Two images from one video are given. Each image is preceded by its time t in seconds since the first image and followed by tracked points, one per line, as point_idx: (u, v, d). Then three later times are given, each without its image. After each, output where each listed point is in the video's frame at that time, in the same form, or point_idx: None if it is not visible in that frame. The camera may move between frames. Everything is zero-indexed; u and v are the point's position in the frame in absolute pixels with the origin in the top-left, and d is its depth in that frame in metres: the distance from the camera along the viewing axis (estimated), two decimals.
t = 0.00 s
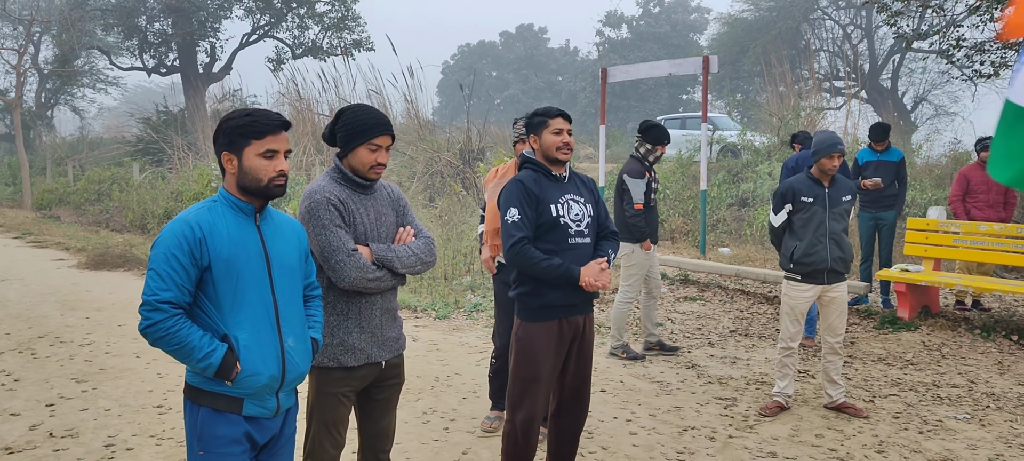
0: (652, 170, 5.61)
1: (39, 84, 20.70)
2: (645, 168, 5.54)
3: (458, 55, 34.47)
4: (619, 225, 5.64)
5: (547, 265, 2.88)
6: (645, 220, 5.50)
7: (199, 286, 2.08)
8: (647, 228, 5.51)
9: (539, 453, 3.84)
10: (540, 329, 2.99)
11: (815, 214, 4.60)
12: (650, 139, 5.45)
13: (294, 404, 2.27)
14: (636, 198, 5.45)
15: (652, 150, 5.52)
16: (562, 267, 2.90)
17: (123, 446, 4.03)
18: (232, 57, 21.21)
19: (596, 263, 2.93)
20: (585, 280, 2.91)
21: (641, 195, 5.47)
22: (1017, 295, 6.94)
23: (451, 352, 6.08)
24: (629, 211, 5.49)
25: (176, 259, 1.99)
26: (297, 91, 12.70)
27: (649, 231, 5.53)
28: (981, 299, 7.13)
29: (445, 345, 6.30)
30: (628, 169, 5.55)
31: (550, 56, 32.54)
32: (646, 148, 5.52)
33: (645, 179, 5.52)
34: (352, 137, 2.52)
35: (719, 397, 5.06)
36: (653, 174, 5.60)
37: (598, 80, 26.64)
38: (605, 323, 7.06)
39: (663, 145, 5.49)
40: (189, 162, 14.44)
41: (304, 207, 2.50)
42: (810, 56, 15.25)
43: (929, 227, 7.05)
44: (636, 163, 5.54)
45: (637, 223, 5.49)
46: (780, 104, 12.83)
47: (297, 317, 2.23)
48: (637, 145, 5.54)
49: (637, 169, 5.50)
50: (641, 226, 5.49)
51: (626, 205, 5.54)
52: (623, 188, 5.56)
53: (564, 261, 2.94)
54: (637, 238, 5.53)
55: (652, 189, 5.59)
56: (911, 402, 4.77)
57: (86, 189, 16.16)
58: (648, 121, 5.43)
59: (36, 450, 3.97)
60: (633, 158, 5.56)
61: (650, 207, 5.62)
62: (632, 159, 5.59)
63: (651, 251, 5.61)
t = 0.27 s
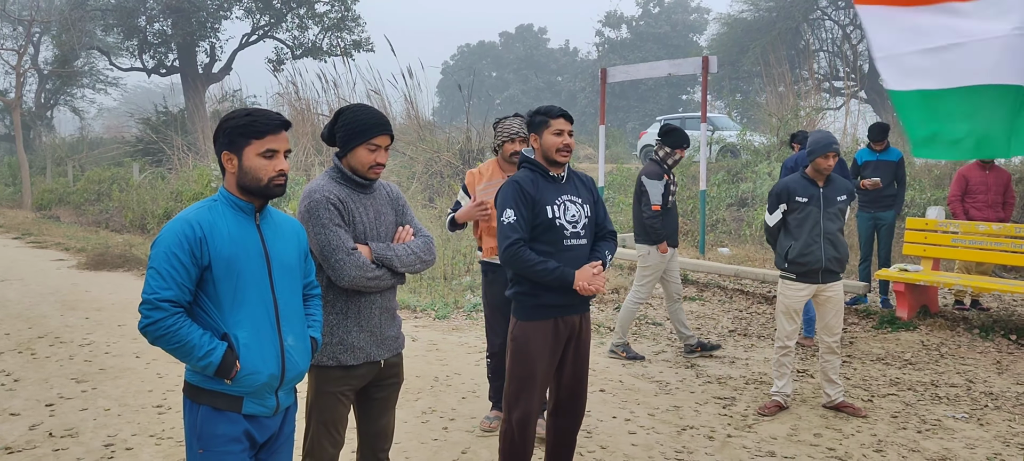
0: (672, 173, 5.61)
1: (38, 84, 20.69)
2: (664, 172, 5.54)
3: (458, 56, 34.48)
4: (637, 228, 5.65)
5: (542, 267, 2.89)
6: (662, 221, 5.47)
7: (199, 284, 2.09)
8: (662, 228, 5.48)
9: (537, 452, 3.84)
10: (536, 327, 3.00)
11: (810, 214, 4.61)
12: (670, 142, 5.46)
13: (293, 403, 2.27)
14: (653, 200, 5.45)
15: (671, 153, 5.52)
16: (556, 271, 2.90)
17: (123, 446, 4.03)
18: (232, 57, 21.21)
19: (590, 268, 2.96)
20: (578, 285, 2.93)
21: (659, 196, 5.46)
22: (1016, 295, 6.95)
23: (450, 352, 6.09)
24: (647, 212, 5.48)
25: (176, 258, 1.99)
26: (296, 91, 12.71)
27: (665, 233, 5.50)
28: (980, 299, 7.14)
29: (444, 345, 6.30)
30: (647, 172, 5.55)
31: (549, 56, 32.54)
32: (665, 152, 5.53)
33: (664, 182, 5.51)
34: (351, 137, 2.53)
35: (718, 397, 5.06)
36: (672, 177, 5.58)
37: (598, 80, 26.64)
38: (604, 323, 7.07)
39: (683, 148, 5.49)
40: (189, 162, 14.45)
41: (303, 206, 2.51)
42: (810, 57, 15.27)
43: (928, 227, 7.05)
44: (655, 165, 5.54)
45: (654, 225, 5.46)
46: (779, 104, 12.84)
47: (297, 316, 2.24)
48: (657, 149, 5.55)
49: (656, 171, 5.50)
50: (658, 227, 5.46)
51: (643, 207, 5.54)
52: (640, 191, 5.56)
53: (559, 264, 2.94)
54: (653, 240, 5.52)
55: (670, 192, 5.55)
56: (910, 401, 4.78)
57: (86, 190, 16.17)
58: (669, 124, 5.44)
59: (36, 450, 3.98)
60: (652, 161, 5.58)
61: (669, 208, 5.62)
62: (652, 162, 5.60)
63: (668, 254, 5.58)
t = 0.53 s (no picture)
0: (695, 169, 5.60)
1: (38, 84, 20.68)
2: (687, 166, 5.54)
3: (458, 56, 34.49)
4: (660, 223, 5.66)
5: (542, 268, 2.89)
6: (685, 216, 5.49)
7: (199, 283, 2.09)
8: (687, 222, 5.52)
9: (537, 452, 3.85)
10: (534, 327, 3.00)
11: (804, 214, 4.67)
12: (692, 138, 5.50)
13: (293, 402, 2.28)
14: (676, 193, 5.47)
15: (694, 148, 5.54)
16: (556, 271, 2.90)
17: (123, 445, 4.04)
18: (232, 57, 21.21)
19: (589, 268, 2.97)
20: (578, 285, 2.93)
21: (682, 190, 5.48)
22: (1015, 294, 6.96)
23: (450, 352, 6.09)
24: (669, 206, 5.51)
25: (176, 256, 2.00)
26: (297, 91, 12.71)
27: (689, 226, 5.53)
28: (979, 299, 7.15)
29: (444, 345, 6.31)
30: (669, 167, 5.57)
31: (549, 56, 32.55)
32: (687, 147, 5.55)
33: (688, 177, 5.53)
34: (350, 136, 2.53)
35: (717, 396, 5.07)
36: (695, 172, 5.58)
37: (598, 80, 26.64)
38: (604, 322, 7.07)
39: (705, 144, 5.52)
40: (189, 162, 14.45)
41: (302, 205, 2.51)
42: (809, 57, 15.28)
43: (928, 226, 7.05)
44: (678, 160, 5.55)
45: (676, 218, 5.50)
46: (779, 104, 12.84)
47: (296, 315, 2.24)
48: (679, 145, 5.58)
49: (679, 166, 5.51)
50: (681, 221, 5.50)
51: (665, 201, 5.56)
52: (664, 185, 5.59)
53: (558, 265, 2.95)
54: (677, 234, 5.54)
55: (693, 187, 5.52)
56: (909, 400, 4.78)
57: (86, 190, 16.16)
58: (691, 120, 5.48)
59: (36, 449, 3.98)
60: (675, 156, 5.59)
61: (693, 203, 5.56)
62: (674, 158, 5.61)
63: (692, 248, 5.58)
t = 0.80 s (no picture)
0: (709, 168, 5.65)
1: (38, 84, 20.66)
2: (702, 165, 5.59)
3: (458, 56, 34.49)
4: (677, 221, 5.63)
5: (542, 268, 2.90)
6: (702, 213, 5.47)
7: (199, 282, 2.10)
8: (705, 219, 5.50)
9: (536, 451, 3.85)
10: (533, 326, 3.01)
11: (798, 213, 4.68)
12: (705, 136, 5.52)
13: (293, 400, 2.28)
14: (692, 191, 5.49)
15: (708, 147, 5.58)
16: (556, 270, 2.92)
17: (123, 444, 4.05)
18: (232, 57, 21.21)
19: (589, 267, 2.98)
20: (578, 284, 2.95)
21: (699, 187, 5.51)
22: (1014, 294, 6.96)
23: (450, 351, 6.10)
24: (686, 203, 5.49)
25: (176, 255, 2.01)
26: (297, 91, 12.71)
27: (706, 223, 5.50)
28: (978, 298, 7.16)
29: (443, 344, 6.32)
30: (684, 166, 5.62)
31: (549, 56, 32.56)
32: (702, 147, 5.59)
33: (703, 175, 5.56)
34: (349, 136, 2.54)
35: (716, 395, 5.08)
36: (710, 172, 5.63)
37: (598, 80, 26.63)
38: (603, 322, 7.08)
39: (719, 143, 5.55)
40: (189, 162, 14.45)
41: (301, 205, 2.52)
42: (809, 57, 15.29)
43: (927, 226, 7.06)
44: (693, 159, 5.61)
45: (694, 215, 5.47)
46: (779, 104, 12.86)
47: (296, 314, 2.25)
48: (693, 143, 5.61)
49: (694, 164, 5.56)
50: (699, 218, 5.47)
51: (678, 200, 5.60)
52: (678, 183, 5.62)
53: (557, 264, 2.96)
54: (696, 231, 5.51)
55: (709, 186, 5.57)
56: (908, 400, 4.79)
57: (86, 190, 16.17)
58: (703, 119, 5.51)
59: (36, 448, 3.99)
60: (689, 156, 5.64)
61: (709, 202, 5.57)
62: (689, 157, 5.67)
63: (712, 244, 5.58)
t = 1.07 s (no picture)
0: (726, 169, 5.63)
1: (37, 84, 20.65)
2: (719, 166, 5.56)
3: (457, 57, 34.49)
4: (693, 222, 5.65)
5: (540, 267, 2.91)
6: (723, 214, 5.48)
7: (200, 281, 2.11)
8: (724, 220, 5.50)
9: (534, 450, 3.86)
10: (531, 326, 3.02)
11: (794, 213, 4.71)
12: (718, 137, 5.49)
13: (292, 400, 2.29)
14: (712, 192, 5.46)
15: (722, 147, 5.55)
16: (554, 269, 2.92)
17: (123, 443, 4.06)
18: (232, 57, 21.21)
19: (587, 264, 2.98)
20: (576, 282, 2.95)
21: (717, 190, 5.49)
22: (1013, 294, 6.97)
23: (449, 351, 6.11)
24: (705, 205, 5.48)
25: (177, 254, 2.02)
26: (296, 91, 12.73)
27: (726, 224, 5.53)
28: (977, 298, 7.17)
29: (443, 344, 6.33)
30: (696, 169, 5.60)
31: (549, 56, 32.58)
32: (715, 147, 5.56)
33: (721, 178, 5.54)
34: (349, 136, 2.55)
35: (715, 394, 5.09)
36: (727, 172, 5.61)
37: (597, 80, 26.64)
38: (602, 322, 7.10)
39: (732, 142, 5.51)
40: (189, 162, 14.46)
41: (301, 205, 2.53)
42: (808, 57, 15.31)
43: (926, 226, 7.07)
44: (708, 161, 5.57)
45: (714, 216, 5.48)
46: (778, 105, 12.87)
47: (296, 314, 2.26)
48: (706, 144, 5.58)
49: (711, 166, 5.53)
50: (718, 219, 5.48)
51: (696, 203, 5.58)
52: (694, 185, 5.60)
53: (556, 262, 2.96)
54: (716, 232, 5.53)
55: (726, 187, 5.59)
56: (906, 399, 4.80)
57: (86, 190, 16.18)
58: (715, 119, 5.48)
59: (36, 447, 4.00)
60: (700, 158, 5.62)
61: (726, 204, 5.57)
62: (704, 158, 5.63)
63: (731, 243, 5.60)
